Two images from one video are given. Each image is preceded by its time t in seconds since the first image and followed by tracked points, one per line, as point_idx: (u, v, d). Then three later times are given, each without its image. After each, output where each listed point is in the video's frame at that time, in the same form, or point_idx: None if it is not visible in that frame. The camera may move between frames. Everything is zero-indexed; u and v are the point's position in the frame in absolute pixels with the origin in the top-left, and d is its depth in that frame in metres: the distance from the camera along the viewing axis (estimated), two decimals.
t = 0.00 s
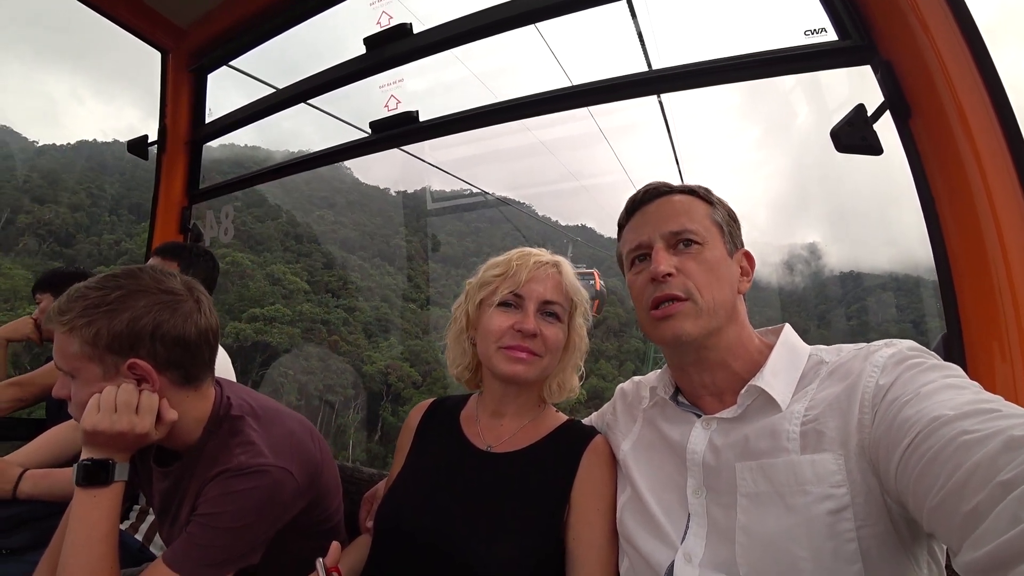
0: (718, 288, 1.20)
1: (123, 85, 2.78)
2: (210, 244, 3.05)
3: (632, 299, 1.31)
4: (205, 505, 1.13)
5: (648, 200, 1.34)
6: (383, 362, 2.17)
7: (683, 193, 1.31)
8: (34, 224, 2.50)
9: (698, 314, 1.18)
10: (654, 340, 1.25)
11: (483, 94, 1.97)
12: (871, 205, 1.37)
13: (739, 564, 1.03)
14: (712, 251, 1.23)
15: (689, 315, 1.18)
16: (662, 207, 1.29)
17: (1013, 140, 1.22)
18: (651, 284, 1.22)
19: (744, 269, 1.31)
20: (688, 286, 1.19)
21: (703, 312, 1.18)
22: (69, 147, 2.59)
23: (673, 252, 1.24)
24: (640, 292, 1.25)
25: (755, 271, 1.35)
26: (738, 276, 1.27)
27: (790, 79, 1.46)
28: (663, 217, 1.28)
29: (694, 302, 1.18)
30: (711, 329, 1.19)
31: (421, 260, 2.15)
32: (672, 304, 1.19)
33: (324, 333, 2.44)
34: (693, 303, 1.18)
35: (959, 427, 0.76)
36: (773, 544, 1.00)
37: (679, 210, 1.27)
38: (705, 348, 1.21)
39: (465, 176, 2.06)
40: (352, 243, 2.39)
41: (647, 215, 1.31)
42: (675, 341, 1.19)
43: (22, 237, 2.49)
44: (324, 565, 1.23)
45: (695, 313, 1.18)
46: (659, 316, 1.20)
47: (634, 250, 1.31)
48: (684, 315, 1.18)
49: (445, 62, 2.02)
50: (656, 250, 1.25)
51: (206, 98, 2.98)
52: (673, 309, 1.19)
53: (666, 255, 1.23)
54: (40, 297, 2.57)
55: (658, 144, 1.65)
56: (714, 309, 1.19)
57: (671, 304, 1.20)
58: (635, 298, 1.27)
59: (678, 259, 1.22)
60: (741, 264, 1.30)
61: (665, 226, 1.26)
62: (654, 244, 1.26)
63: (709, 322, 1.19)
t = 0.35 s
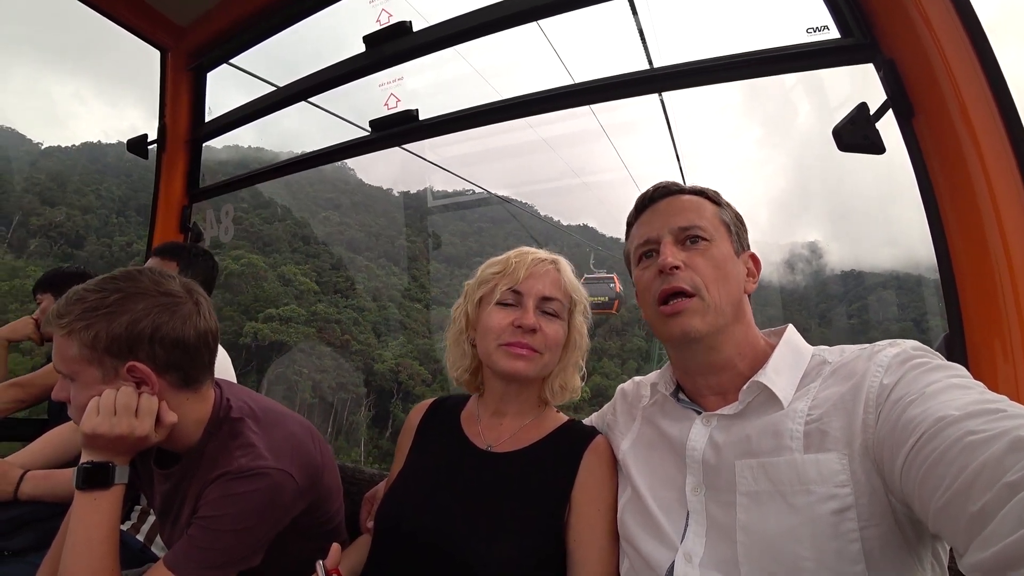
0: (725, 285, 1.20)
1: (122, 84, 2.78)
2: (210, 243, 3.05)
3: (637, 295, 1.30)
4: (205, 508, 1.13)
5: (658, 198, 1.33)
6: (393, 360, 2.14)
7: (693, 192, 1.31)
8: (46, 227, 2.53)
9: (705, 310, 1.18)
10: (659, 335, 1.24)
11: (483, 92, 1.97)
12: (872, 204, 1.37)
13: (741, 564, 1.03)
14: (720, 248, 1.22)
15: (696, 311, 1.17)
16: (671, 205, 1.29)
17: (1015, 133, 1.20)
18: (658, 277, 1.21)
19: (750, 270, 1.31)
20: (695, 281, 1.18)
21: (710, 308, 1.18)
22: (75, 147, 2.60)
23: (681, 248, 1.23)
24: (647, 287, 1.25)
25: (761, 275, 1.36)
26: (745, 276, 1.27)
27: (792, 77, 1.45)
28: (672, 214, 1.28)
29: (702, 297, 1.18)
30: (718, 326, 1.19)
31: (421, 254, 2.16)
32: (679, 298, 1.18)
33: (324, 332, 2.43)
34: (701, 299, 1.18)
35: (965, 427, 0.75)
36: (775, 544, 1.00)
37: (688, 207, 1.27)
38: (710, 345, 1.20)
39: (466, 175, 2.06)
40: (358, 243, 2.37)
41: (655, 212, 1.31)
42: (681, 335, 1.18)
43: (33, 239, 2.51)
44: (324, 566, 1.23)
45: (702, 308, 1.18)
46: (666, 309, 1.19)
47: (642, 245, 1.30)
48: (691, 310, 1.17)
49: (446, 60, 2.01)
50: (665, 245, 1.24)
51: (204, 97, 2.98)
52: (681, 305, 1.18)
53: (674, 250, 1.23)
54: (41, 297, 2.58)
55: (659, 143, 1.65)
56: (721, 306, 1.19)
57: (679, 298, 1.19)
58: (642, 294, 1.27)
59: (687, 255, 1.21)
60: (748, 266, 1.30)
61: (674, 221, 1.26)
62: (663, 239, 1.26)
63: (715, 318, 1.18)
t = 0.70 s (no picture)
0: (719, 279, 1.20)
1: (122, 84, 2.78)
2: (211, 242, 3.05)
3: (634, 291, 1.31)
4: (208, 492, 1.14)
5: (646, 193, 1.34)
6: (404, 358, 2.13)
7: (682, 184, 1.31)
8: (54, 232, 2.54)
9: (699, 305, 1.18)
10: (657, 330, 1.25)
11: (483, 88, 1.97)
12: (873, 196, 1.37)
13: (744, 552, 1.04)
14: (712, 241, 1.22)
15: (691, 306, 1.18)
16: (660, 201, 1.30)
17: (1016, 125, 1.22)
18: (652, 276, 1.23)
19: (745, 258, 1.31)
20: (688, 277, 1.19)
21: (704, 303, 1.18)
22: (76, 155, 2.57)
23: (673, 244, 1.24)
24: (642, 285, 1.26)
25: (756, 260, 1.35)
26: (740, 265, 1.27)
27: (792, 70, 1.45)
28: (661, 211, 1.28)
29: (695, 293, 1.18)
30: (713, 320, 1.19)
31: (422, 256, 2.17)
32: (674, 295, 1.19)
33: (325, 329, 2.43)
34: (694, 294, 1.18)
35: (966, 415, 0.76)
36: (777, 532, 1.01)
37: (678, 202, 1.27)
38: (710, 337, 1.21)
39: (467, 172, 2.06)
40: (362, 246, 2.35)
41: (643, 210, 1.32)
42: (677, 331, 1.20)
43: (42, 245, 2.52)
44: (330, 559, 1.25)
45: (697, 303, 1.18)
46: (660, 306, 1.20)
47: (635, 244, 1.31)
48: (684, 306, 1.18)
49: (445, 56, 2.02)
50: (656, 242, 1.25)
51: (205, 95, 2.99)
52: (676, 300, 1.18)
53: (666, 248, 1.24)
54: (42, 295, 2.55)
55: (659, 137, 1.66)
56: (715, 300, 1.19)
57: (673, 295, 1.20)
58: (638, 291, 1.28)
59: (678, 251, 1.22)
60: (743, 253, 1.30)
61: (663, 219, 1.27)
62: (654, 237, 1.27)
63: (711, 312, 1.19)
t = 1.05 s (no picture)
0: (713, 281, 1.20)
1: (124, 85, 2.79)
2: (211, 243, 3.06)
3: (630, 293, 1.32)
4: (201, 464, 1.20)
5: (637, 196, 1.35)
6: (405, 362, 2.14)
7: (673, 185, 1.32)
8: (62, 238, 2.56)
9: (694, 307, 1.18)
10: (652, 333, 1.26)
11: (483, 90, 1.98)
12: (871, 197, 1.38)
13: (743, 551, 1.04)
14: (705, 243, 1.23)
15: (686, 307, 1.19)
16: (652, 203, 1.30)
17: (1013, 129, 1.23)
18: (646, 280, 1.23)
19: (740, 255, 1.31)
20: (682, 280, 1.19)
21: (699, 304, 1.19)
22: (78, 160, 2.58)
23: (666, 246, 1.25)
24: (637, 287, 1.27)
25: (751, 256, 1.36)
26: (735, 264, 1.28)
27: (790, 73, 1.47)
28: (653, 214, 1.29)
29: (689, 295, 1.19)
30: (708, 321, 1.19)
31: (422, 261, 2.17)
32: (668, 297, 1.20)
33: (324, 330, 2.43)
34: (688, 296, 1.19)
35: (964, 413, 0.76)
36: (777, 531, 1.01)
37: (671, 203, 1.28)
38: (706, 338, 1.21)
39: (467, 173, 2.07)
40: (365, 252, 2.32)
41: (637, 212, 1.32)
42: (673, 333, 1.20)
43: (50, 250, 2.53)
44: (330, 557, 1.25)
45: (691, 305, 1.19)
46: (654, 310, 1.21)
47: (628, 249, 1.32)
48: (677, 308, 1.19)
49: (446, 58, 2.03)
50: (648, 246, 1.26)
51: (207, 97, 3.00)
52: (668, 305, 1.20)
53: (659, 251, 1.24)
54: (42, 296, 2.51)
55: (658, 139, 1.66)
56: (710, 301, 1.20)
57: (666, 298, 1.21)
58: (633, 292, 1.28)
59: (671, 253, 1.23)
60: (737, 251, 1.31)
61: (655, 222, 1.27)
62: (647, 240, 1.27)
63: (706, 312, 1.19)
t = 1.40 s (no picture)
0: (722, 292, 1.19)
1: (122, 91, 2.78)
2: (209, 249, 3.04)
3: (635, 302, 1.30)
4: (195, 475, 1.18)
5: (649, 204, 1.33)
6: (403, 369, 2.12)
7: (684, 195, 1.30)
8: (70, 246, 2.54)
9: (701, 317, 1.17)
10: (656, 342, 1.24)
11: (482, 96, 1.98)
12: (873, 204, 1.37)
13: (747, 567, 1.02)
14: (714, 253, 1.22)
15: (693, 318, 1.17)
16: (662, 211, 1.29)
17: (1013, 130, 1.21)
18: (653, 287, 1.22)
19: (748, 269, 1.30)
20: (691, 290, 1.18)
21: (706, 315, 1.18)
22: (78, 166, 2.57)
23: (675, 256, 1.23)
24: (644, 295, 1.25)
25: (758, 270, 1.35)
26: (743, 277, 1.27)
27: (789, 80, 1.46)
28: (664, 222, 1.27)
29: (697, 305, 1.17)
30: (715, 332, 1.18)
31: (422, 268, 2.15)
32: (675, 307, 1.18)
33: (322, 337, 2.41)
34: (697, 306, 1.17)
35: (971, 427, 0.75)
36: (781, 546, 0.99)
37: (682, 212, 1.26)
38: (710, 349, 1.20)
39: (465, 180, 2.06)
40: (368, 256, 2.31)
41: (647, 219, 1.31)
42: (678, 344, 1.19)
43: (57, 258, 2.52)
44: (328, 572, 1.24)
45: (698, 315, 1.17)
46: (661, 318, 1.20)
47: (636, 255, 1.31)
48: (684, 318, 1.17)
49: (445, 65, 2.03)
50: (658, 254, 1.24)
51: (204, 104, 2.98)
52: (677, 313, 1.18)
53: (667, 259, 1.23)
54: (38, 303, 2.43)
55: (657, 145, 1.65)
56: (718, 311, 1.19)
57: (675, 307, 1.19)
58: (639, 300, 1.27)
59: (680, 262, 1.21)
60: (745, 264, 1.29)
61: (666, 229, 1.26)
62: (656, 248, 1.26)
63: (712, 324, 1.18)
